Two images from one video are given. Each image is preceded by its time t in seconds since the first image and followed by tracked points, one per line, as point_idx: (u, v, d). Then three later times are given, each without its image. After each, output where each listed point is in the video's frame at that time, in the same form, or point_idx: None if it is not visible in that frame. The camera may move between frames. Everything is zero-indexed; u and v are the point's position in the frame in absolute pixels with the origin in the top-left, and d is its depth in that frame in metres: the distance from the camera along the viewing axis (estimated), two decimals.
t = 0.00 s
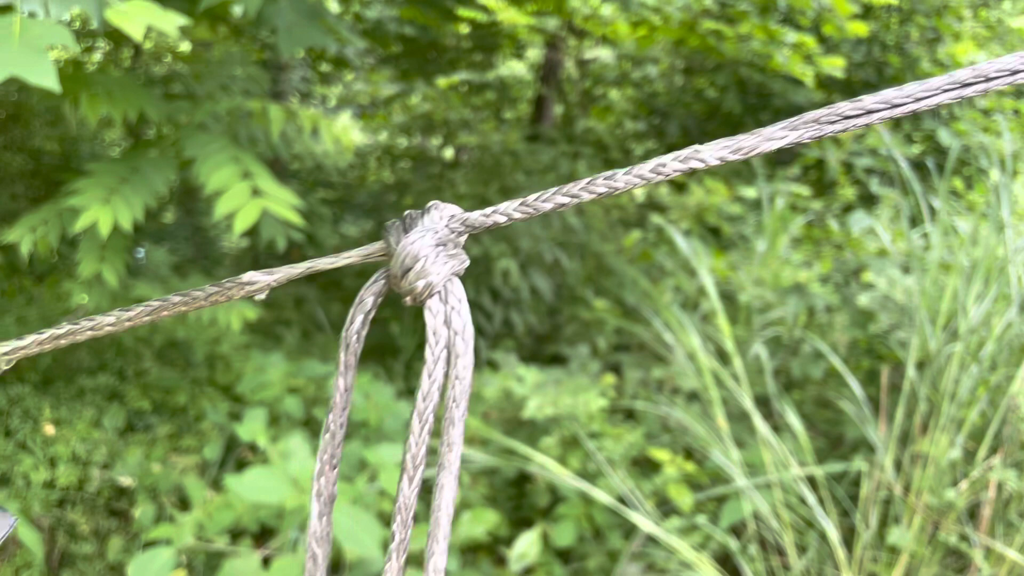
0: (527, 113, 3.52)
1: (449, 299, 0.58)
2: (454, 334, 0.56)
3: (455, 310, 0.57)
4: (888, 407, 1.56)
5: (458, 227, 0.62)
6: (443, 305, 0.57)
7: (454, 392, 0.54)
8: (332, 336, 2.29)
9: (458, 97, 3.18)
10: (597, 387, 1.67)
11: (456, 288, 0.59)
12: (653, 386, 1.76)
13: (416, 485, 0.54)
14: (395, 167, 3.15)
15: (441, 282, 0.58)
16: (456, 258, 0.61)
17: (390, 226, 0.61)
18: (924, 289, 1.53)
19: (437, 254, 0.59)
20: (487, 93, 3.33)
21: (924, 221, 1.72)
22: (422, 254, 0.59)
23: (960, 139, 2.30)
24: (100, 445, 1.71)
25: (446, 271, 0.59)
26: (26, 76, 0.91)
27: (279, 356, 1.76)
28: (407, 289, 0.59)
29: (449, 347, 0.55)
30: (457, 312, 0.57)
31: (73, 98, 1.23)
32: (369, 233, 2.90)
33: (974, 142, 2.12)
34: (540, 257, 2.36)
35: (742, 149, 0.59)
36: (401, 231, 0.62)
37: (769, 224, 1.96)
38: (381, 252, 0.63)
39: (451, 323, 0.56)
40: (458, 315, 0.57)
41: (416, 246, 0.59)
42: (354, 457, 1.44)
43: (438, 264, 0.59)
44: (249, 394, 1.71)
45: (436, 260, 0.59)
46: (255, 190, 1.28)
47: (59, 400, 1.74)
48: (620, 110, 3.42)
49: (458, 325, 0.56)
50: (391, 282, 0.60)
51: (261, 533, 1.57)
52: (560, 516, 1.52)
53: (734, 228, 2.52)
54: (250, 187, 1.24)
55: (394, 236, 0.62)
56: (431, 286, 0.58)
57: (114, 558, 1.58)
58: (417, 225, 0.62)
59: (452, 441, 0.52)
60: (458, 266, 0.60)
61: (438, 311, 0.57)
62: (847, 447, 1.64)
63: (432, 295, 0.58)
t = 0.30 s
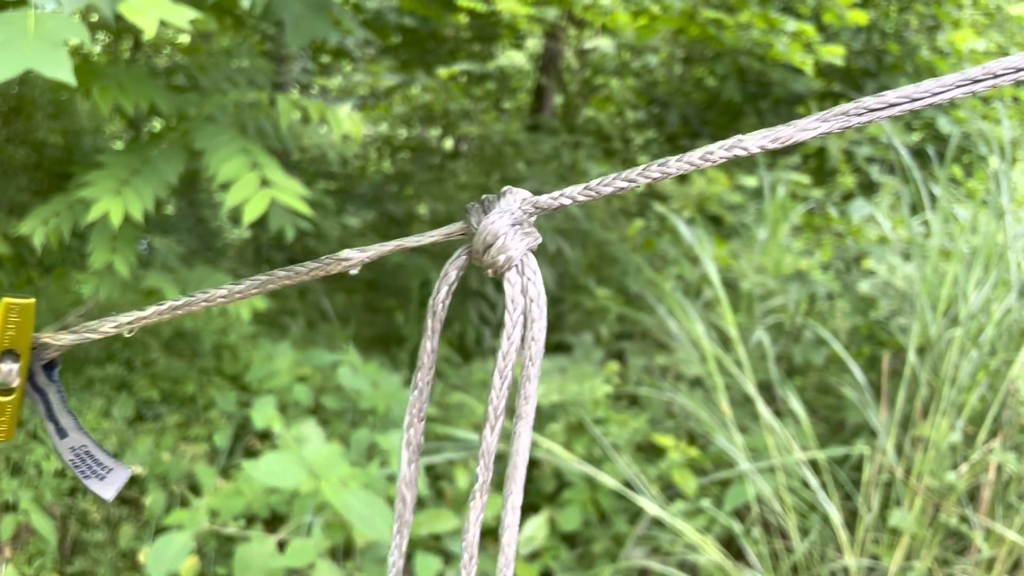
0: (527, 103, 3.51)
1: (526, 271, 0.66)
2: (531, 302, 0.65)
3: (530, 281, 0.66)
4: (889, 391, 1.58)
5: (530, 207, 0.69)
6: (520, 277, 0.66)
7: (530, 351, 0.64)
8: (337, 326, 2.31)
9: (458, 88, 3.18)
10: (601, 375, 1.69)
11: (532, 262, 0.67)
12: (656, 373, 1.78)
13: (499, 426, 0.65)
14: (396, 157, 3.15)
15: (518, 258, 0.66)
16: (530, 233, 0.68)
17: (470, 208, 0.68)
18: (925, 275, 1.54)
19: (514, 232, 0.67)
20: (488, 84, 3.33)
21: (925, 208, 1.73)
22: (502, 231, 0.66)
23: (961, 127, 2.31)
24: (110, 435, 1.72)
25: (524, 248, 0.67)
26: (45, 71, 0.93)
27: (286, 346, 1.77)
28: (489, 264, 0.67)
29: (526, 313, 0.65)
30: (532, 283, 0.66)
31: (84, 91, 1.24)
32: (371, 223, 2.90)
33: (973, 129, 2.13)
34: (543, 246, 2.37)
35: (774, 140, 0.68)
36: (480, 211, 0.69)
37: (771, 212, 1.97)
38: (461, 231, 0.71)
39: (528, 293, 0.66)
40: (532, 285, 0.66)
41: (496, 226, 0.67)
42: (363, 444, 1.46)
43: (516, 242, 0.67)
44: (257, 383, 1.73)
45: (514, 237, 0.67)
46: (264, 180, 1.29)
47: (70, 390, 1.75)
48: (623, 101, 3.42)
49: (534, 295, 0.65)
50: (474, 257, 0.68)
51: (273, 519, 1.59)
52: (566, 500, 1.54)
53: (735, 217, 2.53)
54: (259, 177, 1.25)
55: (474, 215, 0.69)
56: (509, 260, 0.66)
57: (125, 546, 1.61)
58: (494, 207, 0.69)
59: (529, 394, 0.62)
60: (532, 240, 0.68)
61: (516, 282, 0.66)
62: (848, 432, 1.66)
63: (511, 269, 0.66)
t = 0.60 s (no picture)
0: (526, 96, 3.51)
1: (606, 281, 0.70)
2: (610, 308, 0.69)
3: (609, 288, 0.69)
4: (891, 381, 1.60)
5: (608, 223, 0.74)
6: (600, 286, 0.70)
7: (609, 353, 0.67)
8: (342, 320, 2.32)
9: (458, 82, 3.18)
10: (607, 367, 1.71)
11: (612, 274, 0.71)
12: (661, 364, 1.82)
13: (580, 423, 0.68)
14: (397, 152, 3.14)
15: (599, 268, 0.70)
16: (608, 246, 0.72)
17: (554, 224, 0.73)
18: (927, 265, 1.56)
19: (595, 246, 0.71)
20: (487, 77, 3.33)
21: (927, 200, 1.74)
22: (584, 246, 0.71)
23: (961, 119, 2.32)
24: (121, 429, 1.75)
25: (604, 259, 0.71)
26: (63, 72, 0.94)
27: (295, 340, 1.79)
28: (573, 274, 0.71)
29: (605, 318, 0.68)
30: (611, 291, 0.69)
31: (97, 90, 1.26)
32: (373, 218, 2.91)
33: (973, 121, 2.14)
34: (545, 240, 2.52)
35: (828, 162, 0.73)
36: (562, 227, 0.74)
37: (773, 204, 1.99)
38: (544, 247, 0.76)
39: (607, 300, 0.69)
40: (611, 291, 0.69)
41: (578, 240, 0.71)
42: (373, 436, 1.48)
43: (597, 253, 0.71)
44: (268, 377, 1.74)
45: (595, 250, 0.71)
46: (275, 177, 1.30)
47: (79, 385, 1.81)
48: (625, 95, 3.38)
49: (613, 302, 0.69)
50: (557, 269, 0.73)
51: (284, 511, 1.61)
52: (573, 491, 1.56)
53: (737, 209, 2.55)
54: (270, 174, 1.27)
55: (556, 232, 0.73)
56: (592, 272, 0.71)
57: (138, 538, 1.61)
58: (575, 224, 0.74)
59: (608, 391, 0.66)
60: (612, 252, 0.72)
61: (596, 290, 0.70)
62: (850, 421, 1.68)
63: (592, 279, 0.70)
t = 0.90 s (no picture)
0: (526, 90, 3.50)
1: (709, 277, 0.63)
2: (712, 302, 0.62)
3: (713, 282, 0.62)
4: (896, 370, 1.62)
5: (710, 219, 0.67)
6: (703, 281, 0.63)
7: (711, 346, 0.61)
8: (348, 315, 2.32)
9: (458, 76, 3.17)
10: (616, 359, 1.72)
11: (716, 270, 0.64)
12: (669, 356, 1.86)
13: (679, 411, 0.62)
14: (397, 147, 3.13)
15: (703, 263, 0.63)
16: (711, 242, 0.65)
17: (653, 217, 0.66)
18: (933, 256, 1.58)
19: (700, 240, 0.64)
20: (487, 71, 3.32)
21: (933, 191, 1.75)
22: (688, 241, 0.64)
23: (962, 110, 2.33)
24: (133, 425, 1.76)
25: (708, 254, 0.64)
26: (86, 73, 0.97)
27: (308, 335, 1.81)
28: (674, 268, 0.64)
29: (708, 311, 0.61)
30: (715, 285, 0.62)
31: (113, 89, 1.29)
32: (375, 212, 2.91)
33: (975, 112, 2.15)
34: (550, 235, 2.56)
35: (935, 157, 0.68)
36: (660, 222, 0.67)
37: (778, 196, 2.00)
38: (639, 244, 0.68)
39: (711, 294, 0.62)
40: (714, 285, 0.62)
41: (681, 234, 0.64)
42: (386, 428, 1.49)
43: (700, 247, 0.64)
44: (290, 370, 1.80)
45: (698, 244, 0.64)
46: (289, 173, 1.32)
47: (87, 380, 1.80)
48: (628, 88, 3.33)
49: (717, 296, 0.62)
50: (654, 264, 0.65)
51: (298, 504, 1.63)
52: (584, 482, 1.58)
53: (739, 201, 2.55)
54: (286, 171, 1.28)
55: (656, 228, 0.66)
56: (696, 268, 0.63)
57: (152, 532, 1.61)
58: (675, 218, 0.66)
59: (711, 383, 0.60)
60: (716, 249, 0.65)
61: (699, 285, 0.63)
62: (856, 410, 1.70)
63: (693, 274, 0.63)
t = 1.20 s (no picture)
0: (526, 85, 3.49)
1: (783, 270, 0.66)
2: (789, 295, 0.65)
3: (788, 275, 0.65)
4: (903, 363, 1.63)
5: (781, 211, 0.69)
6: (778, 275, 0.66)
7: (787, 337, 0.65)
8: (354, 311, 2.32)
9: (458, 71, 3.15)
10: (624, 353, 1.72)
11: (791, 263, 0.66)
12: (675, 350, 1.86)
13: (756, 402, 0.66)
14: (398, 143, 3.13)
15: (779, 257, 0.66)
16: (783, 234, 0.68)
17: (727, 214, 0.68)
18: (940, 249, 1.59)
19: (774, 236, 0.66)
20: (487, 66, 3.31)
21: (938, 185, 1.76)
22: (762, 235, 0.66)
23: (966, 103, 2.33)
24: (141, 422, 1.77)
25: (782, 247, 0.66)
26: (98, 72, 0.97)
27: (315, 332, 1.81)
28: (750, 263, 0.66)
29: (783, 304, 0.65)
30: (790, 279, 0.65)
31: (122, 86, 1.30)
32: (377, 209, 2.90)
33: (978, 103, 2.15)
34: (554, 229, 2.56)
35: (992, 153, 0.71)
36: (734, 216, 0.69)
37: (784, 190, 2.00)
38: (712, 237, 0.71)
39: (785, 287, 0.65)
40: (790, 278, 0.65)
41: (756, 229, 0.66)
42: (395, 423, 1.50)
43: (774, 242, 0.66)
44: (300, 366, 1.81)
45: (773, 239, 0.66)
46: (298, 169, 1.32)
47: (95, 377, 1.80)
48: (630, 82, 3.27)
49: (792, 289, 0.65)
50: (730, 259, 0.68)
51: (308, 500, 1.64)
52: (593, 475, 1.58)
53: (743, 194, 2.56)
54: (295, 167, 1.29)
55: (728, 222, 0.69)
56: (771, 261, 0.66)
57: (161, 529, 1.61)
58: (748, 211, 0.68)
59: (787, 376, 0.64)
60: (788, 241, 0.67)
61: (773, 279, 0.66)
62: (863, 403, 1.71)
63: (768, 268, 0.66)
